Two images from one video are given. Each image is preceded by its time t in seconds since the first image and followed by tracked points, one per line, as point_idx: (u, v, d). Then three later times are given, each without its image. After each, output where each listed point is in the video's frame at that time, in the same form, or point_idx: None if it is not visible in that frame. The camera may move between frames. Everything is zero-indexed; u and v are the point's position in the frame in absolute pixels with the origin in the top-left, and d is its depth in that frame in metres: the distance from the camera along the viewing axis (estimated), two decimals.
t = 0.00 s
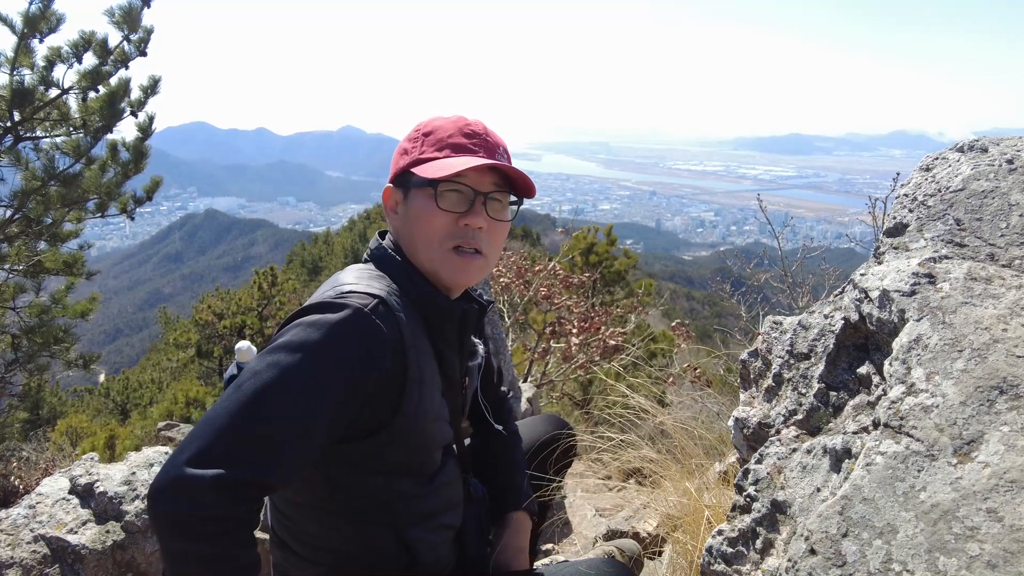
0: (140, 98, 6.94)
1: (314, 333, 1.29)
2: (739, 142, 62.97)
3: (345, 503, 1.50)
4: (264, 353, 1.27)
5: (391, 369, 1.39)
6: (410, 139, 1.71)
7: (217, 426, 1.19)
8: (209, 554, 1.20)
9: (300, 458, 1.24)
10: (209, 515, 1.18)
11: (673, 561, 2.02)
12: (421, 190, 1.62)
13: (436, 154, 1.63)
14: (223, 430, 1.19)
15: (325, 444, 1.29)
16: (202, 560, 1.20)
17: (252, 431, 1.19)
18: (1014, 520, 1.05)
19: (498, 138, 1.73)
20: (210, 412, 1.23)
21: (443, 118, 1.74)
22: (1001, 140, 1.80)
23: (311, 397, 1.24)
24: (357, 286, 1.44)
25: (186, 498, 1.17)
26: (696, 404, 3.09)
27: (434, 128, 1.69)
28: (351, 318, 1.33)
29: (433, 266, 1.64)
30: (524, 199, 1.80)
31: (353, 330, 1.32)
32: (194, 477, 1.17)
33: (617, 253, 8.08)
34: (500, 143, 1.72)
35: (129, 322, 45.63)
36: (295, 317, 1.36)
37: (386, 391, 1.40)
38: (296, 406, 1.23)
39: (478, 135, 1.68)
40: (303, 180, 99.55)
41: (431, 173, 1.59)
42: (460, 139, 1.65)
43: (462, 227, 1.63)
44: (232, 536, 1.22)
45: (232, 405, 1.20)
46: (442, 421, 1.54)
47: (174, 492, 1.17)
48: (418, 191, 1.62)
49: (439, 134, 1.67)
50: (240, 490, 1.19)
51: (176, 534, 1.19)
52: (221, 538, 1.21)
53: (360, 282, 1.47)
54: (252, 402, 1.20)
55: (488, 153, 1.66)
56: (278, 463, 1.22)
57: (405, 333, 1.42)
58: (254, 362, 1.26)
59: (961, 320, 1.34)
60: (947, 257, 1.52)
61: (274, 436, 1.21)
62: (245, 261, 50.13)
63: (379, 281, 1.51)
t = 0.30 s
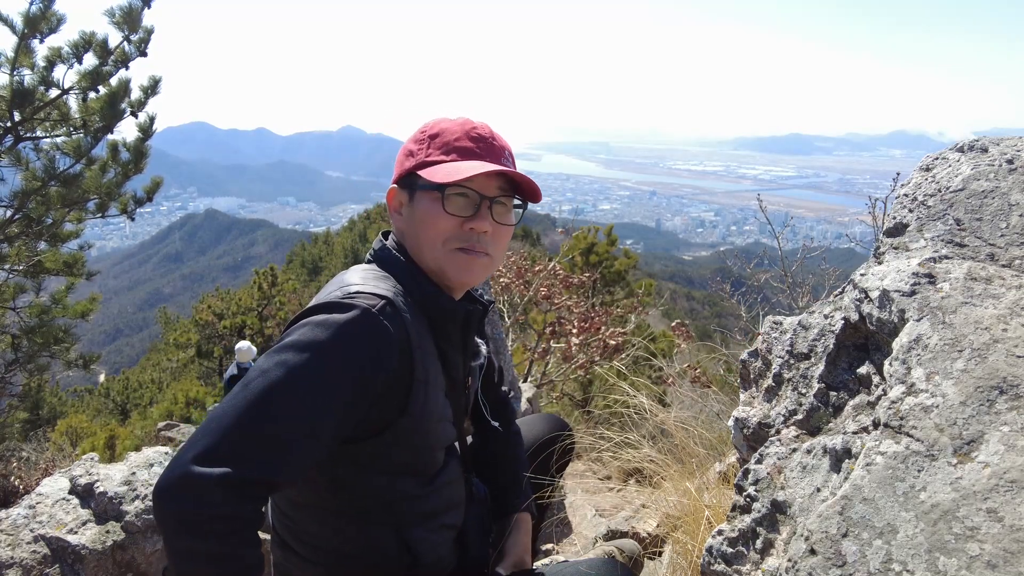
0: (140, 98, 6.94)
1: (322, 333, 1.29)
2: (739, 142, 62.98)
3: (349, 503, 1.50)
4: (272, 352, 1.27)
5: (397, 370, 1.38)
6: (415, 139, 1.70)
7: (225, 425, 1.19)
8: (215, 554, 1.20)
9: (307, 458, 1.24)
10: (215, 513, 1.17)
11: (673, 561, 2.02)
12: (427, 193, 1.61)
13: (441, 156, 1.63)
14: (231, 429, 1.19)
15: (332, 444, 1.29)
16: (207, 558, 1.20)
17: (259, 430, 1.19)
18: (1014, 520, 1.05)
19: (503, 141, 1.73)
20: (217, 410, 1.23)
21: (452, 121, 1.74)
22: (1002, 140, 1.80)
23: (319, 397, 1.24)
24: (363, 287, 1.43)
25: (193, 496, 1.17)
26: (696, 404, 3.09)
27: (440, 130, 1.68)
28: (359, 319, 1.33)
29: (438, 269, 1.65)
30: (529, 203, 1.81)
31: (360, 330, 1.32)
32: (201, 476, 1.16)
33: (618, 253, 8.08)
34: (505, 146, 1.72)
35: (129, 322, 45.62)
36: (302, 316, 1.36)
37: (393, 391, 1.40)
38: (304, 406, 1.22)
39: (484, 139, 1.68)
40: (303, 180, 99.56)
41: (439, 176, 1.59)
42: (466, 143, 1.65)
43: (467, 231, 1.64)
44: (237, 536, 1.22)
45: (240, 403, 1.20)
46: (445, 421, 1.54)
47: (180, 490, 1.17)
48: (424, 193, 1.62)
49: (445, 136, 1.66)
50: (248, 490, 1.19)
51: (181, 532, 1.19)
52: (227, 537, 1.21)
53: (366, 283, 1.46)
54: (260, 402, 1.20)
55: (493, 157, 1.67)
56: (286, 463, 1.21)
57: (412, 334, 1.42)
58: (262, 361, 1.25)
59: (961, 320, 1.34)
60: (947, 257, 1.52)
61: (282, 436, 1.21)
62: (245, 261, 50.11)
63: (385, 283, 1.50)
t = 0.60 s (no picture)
0: (140, 98, 6.93)
1: (323, 336, 1.29)
2: (739, 142, 62.98)
3: (349, 503, 1.50)
4: (273, 354, 1.27)
5: (399, 372, 1.38)
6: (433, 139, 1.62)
7: (224, 426, 1.19)
8: (213, 555, 1.21)
9: (307, 460, 1.24)
10: (214, 513, 1.18)
11: (673, 561, 2.02)
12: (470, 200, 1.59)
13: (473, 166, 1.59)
14: (230, 430, 1.19)
15: (333, 445, 1.29)
16: (205, 558, 1.20)
17: (259, 431, 1.19)
18: (1014, 520, 1.05)
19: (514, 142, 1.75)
20: (216, 412, 1.23)
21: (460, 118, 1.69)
22: (1002, 140, 1.80)
23: (320, 399, 1.24)
24: (365, 291, 1.43)
25: (191, 496, 1.17)
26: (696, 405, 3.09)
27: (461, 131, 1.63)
28: (360, 322, 1.33)
29: (481, 274, 1.65)
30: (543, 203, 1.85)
31: (361, 333, 1.32)
32: (200, 477, 1.17)
33: (617, 253, 8.08)
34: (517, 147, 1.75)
35: (129, 322, 45.62)
36: (303, 319, 1.36)
37: (394, 393, 1.40)
38: (305, 408, 1.22)
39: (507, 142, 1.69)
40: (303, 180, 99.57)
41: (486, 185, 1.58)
42: (496, 148, 1.64)
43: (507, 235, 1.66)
44: (235, 537, 1.22)
45: (239, 404, 1.20)
46: (445, 422, 1.54)
47: (179, 491, 1.18)
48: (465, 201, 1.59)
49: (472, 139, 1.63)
50: (247, 490, 1.19)
51: (180, 532, 1.19)
52: (225, 538, 1.21)
53: (367, 287, 1.46)
54: (261, 403, 1.20)
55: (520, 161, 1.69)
56: (286, 464, 1.21)
57: (414, 337, 1.42)
58: (263, 363, 1.25)
59: (961, 320, 1.34)
60: (947, 257, 1.52)
61: (283, 437, 1.20)
62: (245, 261, 50.11)
63: (385, 284, 1.51)
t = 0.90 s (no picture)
0: (140, 98, 6.93)
1: (327, 346, 1.27)
2: (739, 142, 62.95)
3: (349, 508, 1.50)
4: (276, 362, 1.26)
5: (403, 380, 1.37)
6: (480, 155, 1.60)
7: (224, 433, 1.19)
8: (210, 558, 1.22)
9: (308, 468, 1.24)
10: (212, 518, 1.18)
11: (673, 561, 2.02)
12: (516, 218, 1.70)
13: (508, 178, 1.63)
14: (229, 439, 1.18)
15: (334, 453, 1.28)
16: (204, 560, 1.21)
17: (260, 438, 1.19)
18: (1014, 520, 1.05)
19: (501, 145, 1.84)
20: (216, 418, 1.23)
21: (470, 123, 1.66)
22: (1001, 140, 1.80)
23: (322, 409, 1.23)
24: (369, 300, 1.40)
25: (190, 501, 1.18)
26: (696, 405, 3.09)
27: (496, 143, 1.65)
28: (365, 329, 1.32)
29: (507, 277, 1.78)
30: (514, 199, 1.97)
31: (366, 343, 1.30)
32: (199, 483, 1.17)
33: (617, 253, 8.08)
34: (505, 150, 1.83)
35: (128, 322, 45.62)
36: (307, 327, 1.34)
37: (398, 402, 1.39)
38: (306, 417, 1.22)
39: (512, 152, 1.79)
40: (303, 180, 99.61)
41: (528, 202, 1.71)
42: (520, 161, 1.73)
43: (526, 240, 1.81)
44: (232, 541, 1.22)
45: (240, 413, 1.20)
46: (446, 426, 1.53)
47: (177, 496, 1.18)
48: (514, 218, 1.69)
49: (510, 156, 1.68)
50: (245, 496, 1.19)
51: (179, 536, 1.20)
52: (223, 542, 1.22)
53: (371, 295, 1.43)
54: (262, 411, 1.20)
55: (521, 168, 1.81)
56: (286, 471, 1.21)
57: (420, 345, 1.40)
58: (265, 371, 1.25)
59: (961, 320, 1.34)
60: (947, 257, 1.52)
61: (284, 445, 1.20)
62: (245, 261, 50.10)
63: (390, 292, 1.48)
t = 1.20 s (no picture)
0: (140, 98, 6.93)
1: (333, 345, 1.27)
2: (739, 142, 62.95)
3: (353, 506, 1.50)
4: (282, 360, 1.26)
5: (409, 380, 1.37)
6: (476, 152, 1.60)
7: (231, 431, 1.19)
8: (214, 557, 1.21)
9: (314, 467, 1.24)
10: (218, 517, 1.18)
11: (673, 561, 2.02)
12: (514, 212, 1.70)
13: (505, 175, 1.65)
14: (236, 436, 1.18)
15: (340, 452, 1.28)
16: (209, 560, 1.21)
17: (267, 436, 1.19)
18: (1014, 520, 1.05)
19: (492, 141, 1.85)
20: (223, 416, 1.23)
21: (462, 121, 1.67)
22: (1001, 140, 1.80)
23: (329, 408, 1.23)
24: (374, 299, 1.41)
25: (196, 500, 1.17)
26: (695, 404, 3.09)
27: (490, 140, 1.65)
28: (371, 328, 1.32)
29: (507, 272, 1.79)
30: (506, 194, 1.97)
31: (372, 342, 1.31)
32: (205, 481, 1.17)
33: (617, 253, 8.08)
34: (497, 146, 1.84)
35: (128, 322, 45.63)
36: (313, 326, 1.34)
37: (403, 401, 1.39)
38: (313, 415, 1.22)
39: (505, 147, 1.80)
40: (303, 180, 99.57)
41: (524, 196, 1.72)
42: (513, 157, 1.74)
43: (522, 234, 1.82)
44: (237, 540, 1.22)
45: (246, 411, 1.20)
46: (449, 425, 1.54)
47: (183, 495, 1.18)
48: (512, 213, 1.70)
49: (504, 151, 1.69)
50: (251, 494, 1.19)
51: (184, 535, 1.20)
52: (227, 541, 1.21)
53: (375, 294, 1.43)
54: (269, 409, 1.20)
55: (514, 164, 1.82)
56: (292, 470, 1.21)
57: (424, 343, 1.41)
58: (272, 369, 1.25)
59: (961, 320, 1.34)
60: (947, 257, 1.52)
61: (291, 444, 1.20)
62: (245, 261, 50.09)
63: (393, 290, 1.48)
